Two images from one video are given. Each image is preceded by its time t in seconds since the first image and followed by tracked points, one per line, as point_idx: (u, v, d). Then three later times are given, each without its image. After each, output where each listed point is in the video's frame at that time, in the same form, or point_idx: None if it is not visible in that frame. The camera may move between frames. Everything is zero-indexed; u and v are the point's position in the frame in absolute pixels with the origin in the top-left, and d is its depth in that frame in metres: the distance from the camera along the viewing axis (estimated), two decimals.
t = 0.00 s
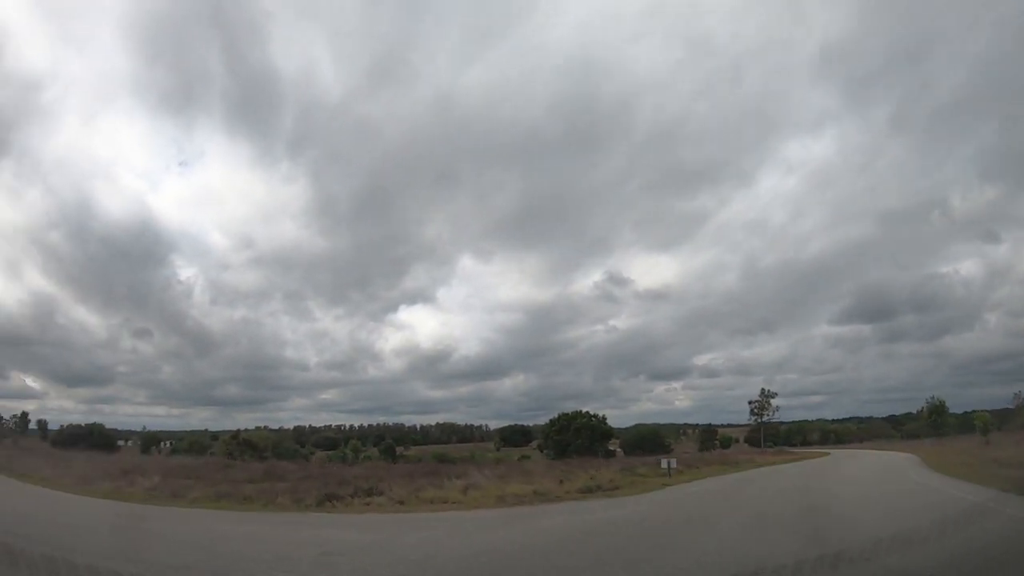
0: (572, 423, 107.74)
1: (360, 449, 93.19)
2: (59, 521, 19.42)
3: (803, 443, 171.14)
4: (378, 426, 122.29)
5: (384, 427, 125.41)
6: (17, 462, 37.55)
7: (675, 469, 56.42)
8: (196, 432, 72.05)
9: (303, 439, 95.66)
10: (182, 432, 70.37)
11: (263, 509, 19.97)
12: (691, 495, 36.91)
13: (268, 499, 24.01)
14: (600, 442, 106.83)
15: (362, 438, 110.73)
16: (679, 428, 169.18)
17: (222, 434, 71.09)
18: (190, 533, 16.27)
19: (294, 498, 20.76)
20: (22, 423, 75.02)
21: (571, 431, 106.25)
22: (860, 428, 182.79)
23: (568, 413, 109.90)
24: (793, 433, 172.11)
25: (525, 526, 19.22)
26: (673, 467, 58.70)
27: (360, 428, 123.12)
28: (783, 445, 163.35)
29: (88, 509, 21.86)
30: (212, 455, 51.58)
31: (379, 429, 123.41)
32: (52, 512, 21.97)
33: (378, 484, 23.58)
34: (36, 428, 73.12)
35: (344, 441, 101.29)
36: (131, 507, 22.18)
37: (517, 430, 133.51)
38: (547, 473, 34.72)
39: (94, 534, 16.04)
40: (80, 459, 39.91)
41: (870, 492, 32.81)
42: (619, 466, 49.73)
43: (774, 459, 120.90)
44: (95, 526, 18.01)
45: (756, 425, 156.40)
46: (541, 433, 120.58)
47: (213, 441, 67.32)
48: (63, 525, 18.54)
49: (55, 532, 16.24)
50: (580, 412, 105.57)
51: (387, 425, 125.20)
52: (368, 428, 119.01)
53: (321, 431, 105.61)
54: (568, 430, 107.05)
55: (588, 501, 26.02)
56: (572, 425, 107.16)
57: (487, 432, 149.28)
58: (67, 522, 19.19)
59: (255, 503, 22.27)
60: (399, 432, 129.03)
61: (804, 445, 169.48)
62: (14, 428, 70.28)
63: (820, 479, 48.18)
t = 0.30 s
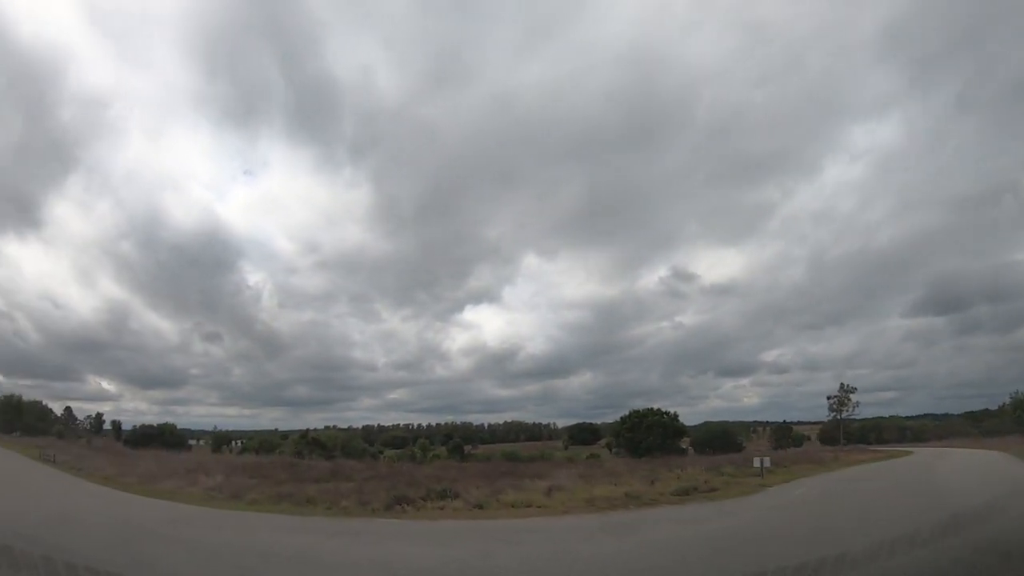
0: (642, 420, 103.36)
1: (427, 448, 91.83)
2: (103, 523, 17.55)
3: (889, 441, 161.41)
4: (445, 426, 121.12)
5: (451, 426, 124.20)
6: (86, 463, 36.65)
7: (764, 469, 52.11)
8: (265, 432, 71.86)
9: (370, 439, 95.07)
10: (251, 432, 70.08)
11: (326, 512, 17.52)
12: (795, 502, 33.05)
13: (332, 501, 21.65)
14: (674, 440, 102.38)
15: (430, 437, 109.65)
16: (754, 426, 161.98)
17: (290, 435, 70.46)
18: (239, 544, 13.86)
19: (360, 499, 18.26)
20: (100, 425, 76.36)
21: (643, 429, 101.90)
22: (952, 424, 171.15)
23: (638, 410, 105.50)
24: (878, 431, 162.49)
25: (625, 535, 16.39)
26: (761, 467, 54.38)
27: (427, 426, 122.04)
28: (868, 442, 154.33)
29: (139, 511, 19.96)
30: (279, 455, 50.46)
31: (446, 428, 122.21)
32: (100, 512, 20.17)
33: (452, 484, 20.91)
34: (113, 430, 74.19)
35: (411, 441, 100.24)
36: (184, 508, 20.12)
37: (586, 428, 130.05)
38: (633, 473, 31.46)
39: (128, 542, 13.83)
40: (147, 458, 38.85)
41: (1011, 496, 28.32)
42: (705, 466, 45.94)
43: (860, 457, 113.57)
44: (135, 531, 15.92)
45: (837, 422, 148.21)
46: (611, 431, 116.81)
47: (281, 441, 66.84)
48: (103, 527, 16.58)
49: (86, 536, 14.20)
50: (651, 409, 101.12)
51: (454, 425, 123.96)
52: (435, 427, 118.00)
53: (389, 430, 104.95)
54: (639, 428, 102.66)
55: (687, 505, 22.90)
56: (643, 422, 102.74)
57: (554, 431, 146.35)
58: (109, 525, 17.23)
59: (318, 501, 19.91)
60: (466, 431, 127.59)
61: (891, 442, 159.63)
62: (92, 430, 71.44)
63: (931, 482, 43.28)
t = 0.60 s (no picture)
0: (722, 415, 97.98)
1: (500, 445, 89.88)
2: (156, 526, 15.70)
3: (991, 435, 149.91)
4: (516, 423, 119.07)
5: (523, 423, 122.10)
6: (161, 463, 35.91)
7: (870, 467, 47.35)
8: (339, 429, 71.33)
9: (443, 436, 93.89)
10: (326, 430, 69.70)
11: (400, 507, 15.02)
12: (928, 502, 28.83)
13: (406, 489, 19.31)
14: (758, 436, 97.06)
15: (502, 434, 107.80)
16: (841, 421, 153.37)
17: (363, 434, 69.73)
18: (299, 553, 11.60)
19: (438, 494, 15.78)
20: (179, 425, 77.77)
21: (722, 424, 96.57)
22: None
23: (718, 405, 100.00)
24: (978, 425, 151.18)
25: (756, 546, 13.39)
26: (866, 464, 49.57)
27: (499, 423, 120.45)
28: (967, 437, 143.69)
29: (200, 513, 18.16)
30: (353, 453, 49.14)
31: (518, 426, 120.14)
32: (155, 513, 18.61)
33: (542, 484, 18.31)
34: (191, 430, 75.35)
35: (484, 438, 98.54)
36: (248, 510, 18.18)
37: (663, 424, 125.56)
38: (737, 473, 28.21)
39: (175, 553, 11.84)
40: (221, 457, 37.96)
41: None
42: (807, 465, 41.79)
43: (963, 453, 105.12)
44: (189, 535, 13.97)
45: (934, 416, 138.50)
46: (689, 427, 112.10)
47: (355, 439, 66.06)
48: (155, 530, 14.76)
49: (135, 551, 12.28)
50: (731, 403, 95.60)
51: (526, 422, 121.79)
52: (507, 424, 116.12)
53: (461, 428, 103.65)
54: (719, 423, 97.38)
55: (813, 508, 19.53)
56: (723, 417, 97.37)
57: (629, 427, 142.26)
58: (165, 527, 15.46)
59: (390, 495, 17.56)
60: (539, 428, 125.26)
61: (993, 437, 148.45)
62: (172, 430, 72.71)
63: None
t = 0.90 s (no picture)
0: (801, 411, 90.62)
1: (571, 442, 87.59)
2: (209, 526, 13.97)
3: None
4: (586, 420, 116.36)
5: (593, 420, 119.26)
6: (229, 463, 34.91)
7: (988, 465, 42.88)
8: (408, 427, 70.43)
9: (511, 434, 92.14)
10: (395, 429, 68.88)
11: (478, 507, 12.76)
12: None
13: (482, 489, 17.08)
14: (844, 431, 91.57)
15: (572, 432, 105.34)
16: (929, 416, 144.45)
17: (431, 434, 68.41)
18: (359, 558, 9.53)
19: (520, 496, 13.47)
20: (250, 425, 78.45)
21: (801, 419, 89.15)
22: None
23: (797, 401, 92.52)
24: None
25: (920, 549, 10.67)
26: (979, 461, 44.96)
27: (568, 421, 118.12)
28: None
29: (258, 514, 16.41)
30: (423, 451, 47.86)
31: (588, 423, 117.36)
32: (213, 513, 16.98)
33: (638, 484, 15.78)
34: (261, 430, 75.84)
35: (554, 435, 96.41)
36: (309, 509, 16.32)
37: (739, 421, 120.60)
38: (852, 472, 24.85)
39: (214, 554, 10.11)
40: (289, 456, 36.78)
41: None
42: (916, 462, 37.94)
43: None
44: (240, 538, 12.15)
45: None
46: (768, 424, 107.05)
47: (424, 437, 64.98)
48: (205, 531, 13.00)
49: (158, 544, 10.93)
50: (810, 399, 87.76)
51: (596, 419, 118.91)
52: (577, 421, 113.64)
53: (529, 426, 101.75)
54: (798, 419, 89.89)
55: (962, 513, 16.45)
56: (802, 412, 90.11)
57: (702, 424, 137.68)
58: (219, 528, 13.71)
59: (465, 494, 15.34)
60: (608, 425, 122.24)
61: None
62: (243, 429, 73.25)
63: None
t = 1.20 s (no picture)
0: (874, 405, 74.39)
1: (635, 437, 84.91)
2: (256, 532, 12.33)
3: None
4: (648, 416, 113.25)
5: (655, 415, 116.06)
6: (289, 461, 33.77)
7: None
8: (468, 423, 69.11)
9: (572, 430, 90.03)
10: (455, 425, 67.65)
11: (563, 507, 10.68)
12: None
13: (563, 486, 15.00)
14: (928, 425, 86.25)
15: (634, 427, 102.49)
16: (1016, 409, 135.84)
17: (491, 431, 66.80)
18: None
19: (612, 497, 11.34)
20: (310, 422, 78.63)
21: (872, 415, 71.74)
22: None
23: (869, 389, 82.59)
24: None
25: None
26: None
27: (630, 417, 115.23)
28: None
29: (316, 516, 14.74)
30: (485, 447, 46.32)
31: (650, 418, 114.23)
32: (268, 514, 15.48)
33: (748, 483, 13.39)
34: (322, 427, 75.90)
35: (616, 431, 93.83)
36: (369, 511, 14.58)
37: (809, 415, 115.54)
38: (975, 468, 21.91)
39: (229, 561, 8.98)
40: (349, 453, 35.52)
41: None
42: None
43: None
44: (288, 545, 10.46)
45: None
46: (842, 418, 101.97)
47: (485, 434, 63.56)
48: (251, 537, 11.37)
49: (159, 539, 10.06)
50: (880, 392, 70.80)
51: (658, 414, 115.67)
52: (638, 417, 110.68)
53: (590, 421, 99.42)
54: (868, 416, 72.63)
55: None
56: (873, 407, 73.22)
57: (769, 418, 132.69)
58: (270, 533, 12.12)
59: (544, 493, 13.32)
60: (672, 420, 118.81)
61: None
62: (303, 426, 73.34)
63: None
